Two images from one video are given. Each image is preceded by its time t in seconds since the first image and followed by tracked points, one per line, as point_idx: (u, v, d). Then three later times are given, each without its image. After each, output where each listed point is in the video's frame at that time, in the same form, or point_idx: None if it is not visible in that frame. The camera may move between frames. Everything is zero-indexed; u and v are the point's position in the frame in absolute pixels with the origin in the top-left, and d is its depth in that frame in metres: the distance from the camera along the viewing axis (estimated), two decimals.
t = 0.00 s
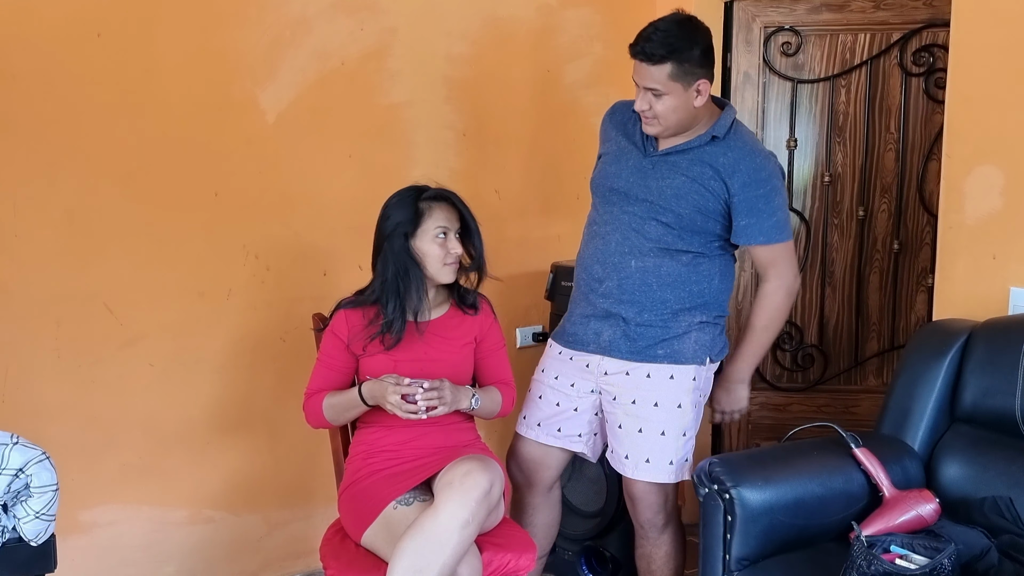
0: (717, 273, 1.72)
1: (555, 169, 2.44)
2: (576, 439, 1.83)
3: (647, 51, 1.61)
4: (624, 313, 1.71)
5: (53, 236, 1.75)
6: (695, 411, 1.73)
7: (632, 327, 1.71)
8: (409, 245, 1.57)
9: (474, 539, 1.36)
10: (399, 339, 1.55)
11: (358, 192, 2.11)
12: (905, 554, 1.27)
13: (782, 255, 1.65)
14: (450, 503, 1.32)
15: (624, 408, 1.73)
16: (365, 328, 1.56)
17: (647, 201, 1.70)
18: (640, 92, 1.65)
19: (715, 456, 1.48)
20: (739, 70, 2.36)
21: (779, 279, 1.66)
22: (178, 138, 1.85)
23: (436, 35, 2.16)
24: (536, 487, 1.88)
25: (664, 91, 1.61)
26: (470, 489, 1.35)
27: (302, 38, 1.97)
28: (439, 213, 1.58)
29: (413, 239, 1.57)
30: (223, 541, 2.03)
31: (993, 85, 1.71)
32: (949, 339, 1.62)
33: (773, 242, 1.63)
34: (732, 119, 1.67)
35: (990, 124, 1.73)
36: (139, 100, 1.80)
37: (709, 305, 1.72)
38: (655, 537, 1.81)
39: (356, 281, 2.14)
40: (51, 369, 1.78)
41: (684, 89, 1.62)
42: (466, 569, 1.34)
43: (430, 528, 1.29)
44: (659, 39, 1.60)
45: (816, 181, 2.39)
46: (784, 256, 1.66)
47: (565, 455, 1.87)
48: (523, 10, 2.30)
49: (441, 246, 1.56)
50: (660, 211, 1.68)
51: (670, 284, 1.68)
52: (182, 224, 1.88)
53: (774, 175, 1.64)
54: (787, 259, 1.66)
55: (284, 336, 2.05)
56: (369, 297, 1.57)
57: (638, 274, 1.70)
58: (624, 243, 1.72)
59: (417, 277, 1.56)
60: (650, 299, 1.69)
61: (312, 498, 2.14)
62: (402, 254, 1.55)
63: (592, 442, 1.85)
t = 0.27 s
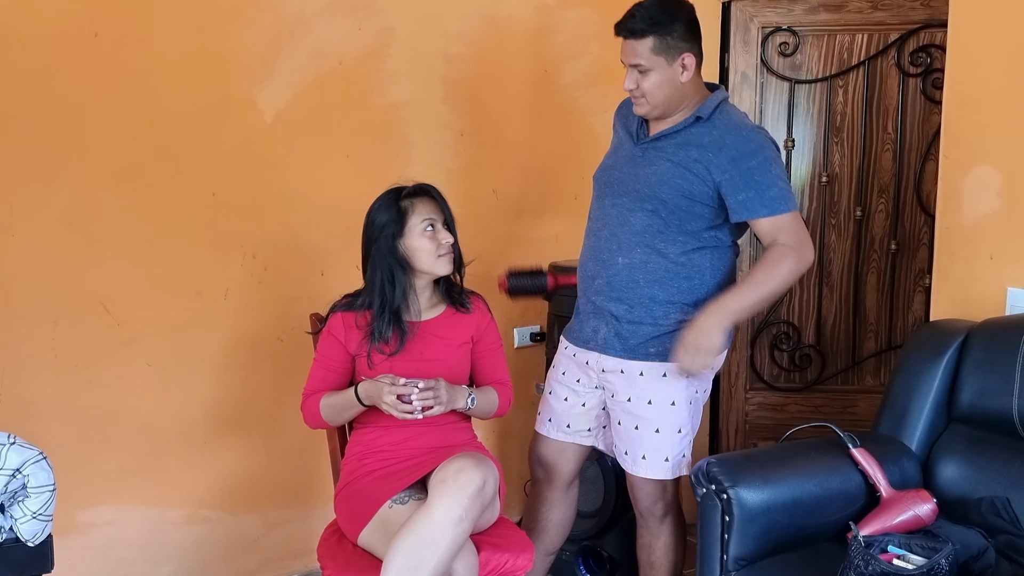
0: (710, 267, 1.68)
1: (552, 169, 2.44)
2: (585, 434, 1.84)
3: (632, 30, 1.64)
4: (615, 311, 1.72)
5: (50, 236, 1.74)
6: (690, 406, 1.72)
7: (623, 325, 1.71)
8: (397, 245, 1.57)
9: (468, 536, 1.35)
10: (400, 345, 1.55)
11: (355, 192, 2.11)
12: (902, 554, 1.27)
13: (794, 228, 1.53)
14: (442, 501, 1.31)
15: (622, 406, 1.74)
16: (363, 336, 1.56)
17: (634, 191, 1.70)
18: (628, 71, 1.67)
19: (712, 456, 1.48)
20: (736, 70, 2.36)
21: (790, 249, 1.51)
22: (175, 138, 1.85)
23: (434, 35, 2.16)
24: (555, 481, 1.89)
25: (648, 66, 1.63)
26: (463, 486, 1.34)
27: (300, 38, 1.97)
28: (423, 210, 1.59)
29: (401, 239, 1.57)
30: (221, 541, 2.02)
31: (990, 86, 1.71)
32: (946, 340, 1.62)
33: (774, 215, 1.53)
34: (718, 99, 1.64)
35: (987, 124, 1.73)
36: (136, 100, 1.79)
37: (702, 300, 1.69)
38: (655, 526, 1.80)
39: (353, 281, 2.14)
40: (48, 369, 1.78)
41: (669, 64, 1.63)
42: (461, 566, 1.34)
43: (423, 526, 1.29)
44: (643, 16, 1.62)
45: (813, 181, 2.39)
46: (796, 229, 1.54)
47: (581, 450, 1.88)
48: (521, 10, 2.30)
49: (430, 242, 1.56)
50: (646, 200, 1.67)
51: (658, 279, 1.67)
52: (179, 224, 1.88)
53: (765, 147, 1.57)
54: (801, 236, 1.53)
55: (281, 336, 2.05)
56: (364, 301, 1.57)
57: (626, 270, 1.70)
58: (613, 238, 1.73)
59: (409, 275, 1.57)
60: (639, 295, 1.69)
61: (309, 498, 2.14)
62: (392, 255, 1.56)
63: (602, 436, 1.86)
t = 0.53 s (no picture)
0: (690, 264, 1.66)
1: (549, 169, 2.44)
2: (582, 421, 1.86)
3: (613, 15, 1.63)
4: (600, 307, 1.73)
5: (45, 236, 1.74)
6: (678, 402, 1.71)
7: (608, 324, 1.72)
8: (391, 245, 1.57)
9: (464, 535, 1.35)
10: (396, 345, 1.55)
11: (352, 192, 2.10)
12: (899, 554, 1.27)
13: (714, 231, 1.51)
14: (439, 501, 1.31)
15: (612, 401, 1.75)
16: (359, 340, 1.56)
17: (613, 187, 1.71)
18: (612, 57, 1.67)
19: (709, 456, 1.49)
20: (733, 70, 2.37)
21: (686, 236, 1.51)
22: (172, 138, 1.84)
23: (430, 35, 2.16)
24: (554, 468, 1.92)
25: (631, 51, 1.62)
26: (459, 486, 1.34)
27: (297, 38, 1.97)
28: (415, 209, 1.58)
29: (394, 238, 1.57)
30: (217, 542, 2.02)
31: (986, 87, 1.72)
32: (942, 340, 1.63)
33: (704, 206, 1.50)
34: (695, 89, 1.63)
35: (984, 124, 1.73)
36: (132, 100, 1.79)
37: (682, 297, 1.67)
38: (655, 513, 1.79)
39: (350, 282, 2.14)
40: (44, 369, 1.77)
41: (651, 48, 1.62)
42: (457, 566, 1.34)
43: (421, 526, 1.29)
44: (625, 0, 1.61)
45: (810, 181, 2.39)
46: (717, 237, 1.51)
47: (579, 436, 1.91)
48: (517, 10, 2.30)
49: (424, 239, 1.56)
50: (622, 194, 1.68)
51: (638, 275, 1.67)
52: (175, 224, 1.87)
53: (726, 136, 1.54)
54: (710, 244, 1.51)
55: (278, 337, 2.04)
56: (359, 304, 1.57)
57: (608, 267, 1.71)
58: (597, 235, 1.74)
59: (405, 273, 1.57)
60: (620, 291, 1.70)
61: (306, 498, 2.13)
62: (387, 255, 1.56)
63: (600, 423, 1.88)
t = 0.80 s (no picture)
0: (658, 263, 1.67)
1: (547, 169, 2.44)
2: (567, 424, 1.85)
3: (583, 13, 1.63)
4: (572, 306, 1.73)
5: (42, 236, 1.74)
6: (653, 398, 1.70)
7: (579, 322, 1.72)
8: (386, 244, 1.56)
9: (462, 535, 1.35)
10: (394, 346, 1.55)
11: (349, 191, 2.10)
12: (897, 554, 1.27)
13: (678, 229, 1.53)
14: (437, 501, 1.31)
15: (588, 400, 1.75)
16: (355, 338, 1.55)
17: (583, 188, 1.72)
18: (581, 55, 1.67)
19: (707, 456, 1.49)
20: (731, 71, 2.36)
21: (656, 232, 1.53)
22: (169, 137, 1.84)
23: (428, 35, 2.15)
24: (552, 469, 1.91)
25: (600, 49, 1.62)
26: (457, 485, 1.33)
27: (294, 38, 1.96)
28: (411, 209, 1.58)
29: (389, 238, 1.56)
30: (214, 542, 2.02)
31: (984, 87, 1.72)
32: (940, 341, 1.63)
33: (668, 204, 1.52)
34: (662, 90, 1.63)
35: (981, 124, 1.73)
36: (129, 99, 1.79)
37: (651, 295, 1.68)
38: (643, 508, 1.79)
39: (347, 282, 2.13)
40: (41, 369, 1.77)
41: (620, 46, 1.62)
42: (455, 566, 1.33)
43: (419, 526, 1.28)
44: None
45: (807, 181, 2.40)
46: (682, 234, 1.54)
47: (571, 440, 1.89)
48: (515, 10, 2.29)
49: (420, 239, 1.56)
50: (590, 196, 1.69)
51: (607, 274, 1.68)
52: (172, 224, 1.87)
53: (692, 137, 1.55)
54: (675, 241, 1.53)
55: (275, 337, 2.04)
56: (354, 303, 1.56)
57: (578, 267, 1.72)
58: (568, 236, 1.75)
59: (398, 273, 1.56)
60: (590, 291, 1.70)
61: (303, 498, 2.13)
62: (381, 254, 1.56)
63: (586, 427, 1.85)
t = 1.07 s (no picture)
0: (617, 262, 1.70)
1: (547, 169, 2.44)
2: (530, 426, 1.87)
3: (537, 18, 1.65)
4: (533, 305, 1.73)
5: (42, 235, 1.74)
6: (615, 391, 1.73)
7: (543, 320, 1.72)
8: (379, 244, 1.57)
9: (460, 534, 1.35)
10: (377, 341, 1.55)
11: (349, 191, 2.09)
12: (895, 555, 1.27)
13: (671, 223, 1.62)
14: (435, 500, 1.30)
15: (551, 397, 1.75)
16: (344, 330, 1.56)
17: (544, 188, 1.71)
18: (534, 62, 1.67)
19: (706, 456, 1.49)
20: (730, 71, 2.36)
21: (660, 229, 1.59)
22: (168, 137, 1.84)
23: (427, 34, 2.15)
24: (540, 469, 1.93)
25: (557, 53, 1.63)
26: (455, 484, 1.33)
27: (294, 37, 1.96)
28: (408, 216, 1.56)
29: (384, 239, 1.56)
30: (213, 542, 2.01)
31: (982, 87, 1.72)
32: (939, 341, 1.63)
33: (657, 203, 1.60)
34: (618, 98, 1.69)
35: (982, 125, 1.73)
36: (129, 99, 1.79)
37: (613, 294, 1.71)
38: (616, 506, 1.81)
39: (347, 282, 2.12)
40: (40, 369, 1.77)
41: (574, 52, 1.64)
42: (453, 565, 1.33)
43: (417, 525, 1.28)
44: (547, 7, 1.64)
45: (806, 182, 2.40)
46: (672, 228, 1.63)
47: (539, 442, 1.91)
48: (515, 10, 2.28)
49: (407, 248, 1.54)
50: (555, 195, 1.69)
51: (572, 273, 1.69)
52: (172, 224, 1.87)
53: (656, 140, 1.63)
54: (671, 235, 1.61)
55: (274, 336, 2.03)
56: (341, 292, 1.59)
57: (542, 266, 1.71)
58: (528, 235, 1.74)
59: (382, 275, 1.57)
60: (554, 289, 1.70)
61: (302, 498, 2.12)
62: (371, 253, 1.57)
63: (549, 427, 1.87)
